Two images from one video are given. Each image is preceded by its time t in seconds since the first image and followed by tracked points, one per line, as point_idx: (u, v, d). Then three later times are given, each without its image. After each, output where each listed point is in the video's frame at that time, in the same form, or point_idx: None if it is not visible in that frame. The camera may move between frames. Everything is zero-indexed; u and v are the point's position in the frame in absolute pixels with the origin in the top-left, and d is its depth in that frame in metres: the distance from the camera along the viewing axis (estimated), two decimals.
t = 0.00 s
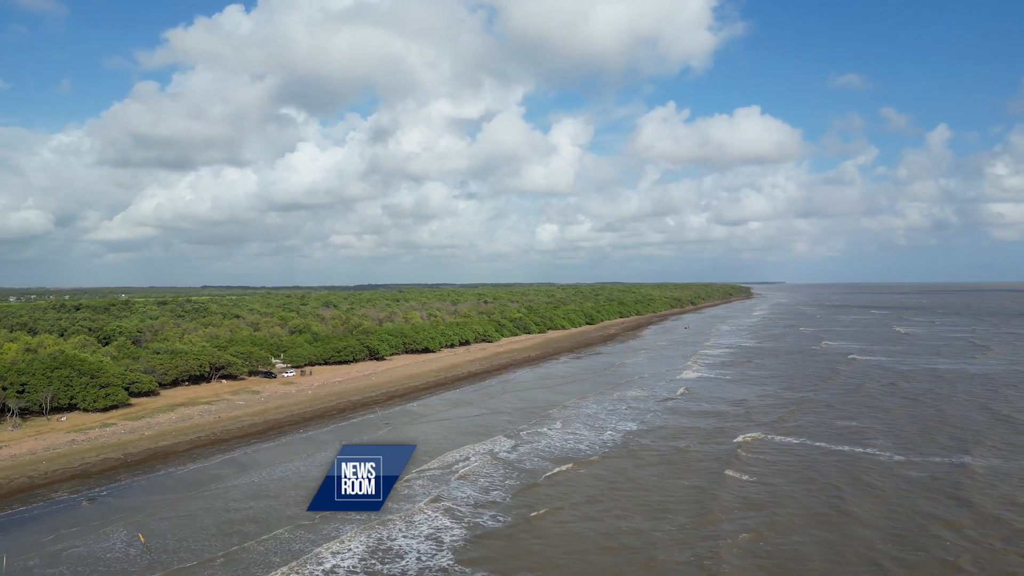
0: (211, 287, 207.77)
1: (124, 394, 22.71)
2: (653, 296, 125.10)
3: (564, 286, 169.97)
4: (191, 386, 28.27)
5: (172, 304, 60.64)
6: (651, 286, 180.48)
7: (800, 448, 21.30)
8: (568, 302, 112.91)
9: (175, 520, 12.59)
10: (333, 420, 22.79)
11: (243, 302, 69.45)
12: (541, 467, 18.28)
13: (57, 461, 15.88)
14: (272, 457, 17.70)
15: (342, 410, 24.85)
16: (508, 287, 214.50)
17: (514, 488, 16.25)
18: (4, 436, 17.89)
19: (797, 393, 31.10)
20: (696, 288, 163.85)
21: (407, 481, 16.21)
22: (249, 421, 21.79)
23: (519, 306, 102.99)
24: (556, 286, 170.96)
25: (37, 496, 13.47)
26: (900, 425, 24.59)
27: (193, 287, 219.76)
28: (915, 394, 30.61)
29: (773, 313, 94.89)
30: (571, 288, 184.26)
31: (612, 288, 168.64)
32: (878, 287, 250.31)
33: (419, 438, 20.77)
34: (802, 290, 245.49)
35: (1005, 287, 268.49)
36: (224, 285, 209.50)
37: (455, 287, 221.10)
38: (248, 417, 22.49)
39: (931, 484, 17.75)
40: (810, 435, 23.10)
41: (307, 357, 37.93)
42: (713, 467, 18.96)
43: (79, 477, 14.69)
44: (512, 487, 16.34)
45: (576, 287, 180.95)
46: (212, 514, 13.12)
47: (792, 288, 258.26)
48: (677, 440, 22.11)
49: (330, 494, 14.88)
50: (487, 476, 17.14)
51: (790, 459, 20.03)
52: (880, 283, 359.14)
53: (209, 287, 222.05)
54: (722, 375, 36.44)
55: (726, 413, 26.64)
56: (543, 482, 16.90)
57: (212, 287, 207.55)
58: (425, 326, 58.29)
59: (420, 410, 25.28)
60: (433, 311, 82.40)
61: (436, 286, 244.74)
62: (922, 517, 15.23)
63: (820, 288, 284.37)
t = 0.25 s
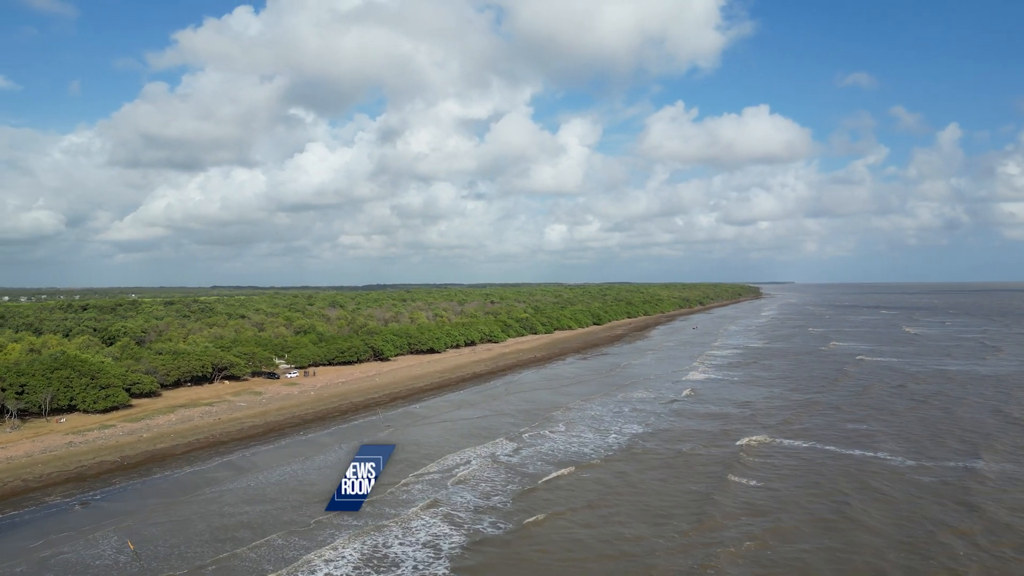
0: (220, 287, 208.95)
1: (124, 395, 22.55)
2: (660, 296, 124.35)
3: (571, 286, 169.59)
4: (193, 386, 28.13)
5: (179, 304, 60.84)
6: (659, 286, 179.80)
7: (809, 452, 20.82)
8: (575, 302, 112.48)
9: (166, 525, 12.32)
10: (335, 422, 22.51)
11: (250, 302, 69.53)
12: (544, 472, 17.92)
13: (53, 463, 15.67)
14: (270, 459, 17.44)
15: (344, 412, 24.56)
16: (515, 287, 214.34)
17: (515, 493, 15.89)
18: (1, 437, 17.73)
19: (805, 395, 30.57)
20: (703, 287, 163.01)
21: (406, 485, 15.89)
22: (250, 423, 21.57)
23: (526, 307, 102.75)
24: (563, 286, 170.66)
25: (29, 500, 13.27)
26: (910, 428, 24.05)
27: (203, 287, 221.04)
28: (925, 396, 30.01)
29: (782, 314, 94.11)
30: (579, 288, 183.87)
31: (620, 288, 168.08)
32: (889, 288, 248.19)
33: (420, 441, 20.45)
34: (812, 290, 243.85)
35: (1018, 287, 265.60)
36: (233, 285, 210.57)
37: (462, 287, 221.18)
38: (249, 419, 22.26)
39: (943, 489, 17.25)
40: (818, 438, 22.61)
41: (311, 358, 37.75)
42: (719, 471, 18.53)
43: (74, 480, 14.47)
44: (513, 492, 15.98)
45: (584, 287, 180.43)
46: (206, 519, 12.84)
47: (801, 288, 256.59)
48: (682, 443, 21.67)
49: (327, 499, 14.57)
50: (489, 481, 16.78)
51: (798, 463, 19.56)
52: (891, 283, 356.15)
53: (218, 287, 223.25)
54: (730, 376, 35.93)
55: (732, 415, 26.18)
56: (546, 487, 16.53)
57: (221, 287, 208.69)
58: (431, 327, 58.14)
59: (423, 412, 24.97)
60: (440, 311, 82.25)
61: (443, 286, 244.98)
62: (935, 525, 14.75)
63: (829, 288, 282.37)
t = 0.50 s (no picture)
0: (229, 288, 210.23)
1: (124, 396, 22.43)
2: (668, 296, 123.86)
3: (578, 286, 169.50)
4: (195, 387, 28.01)
5: (186, 305, 60.98)
6: (667, 286, 179.61)
7: (817, 456, 20.35)
8: (583, 302, 112.11)
9: (158, 530, 12.10)
10: (336, 424, 22.26)
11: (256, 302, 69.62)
12: (545, 476, 17.58)
13: (48, 466, 15.49)
14: (268, 461, 17.19)
15: (346, 413, 24.30)
16: (522, 287, 214.36)
17: (515, 498, 15.56)
18: None
19: (813, 396, 30.05)
20: (712, 287, 162.54)
21: (405, 490, 15.58)
22: (250, 425, 21.35)
23: (533, 307, 102.47)
24: (571, 287, 170.59)
25: (21, 503, 13.10)
26: (921, 431, 23.52)
27: (212, 287, 222.24)
28: (936, 398, 29.42)
29: (791, 314, 93.25)
30: (586, 288, 183.36)
31: (628, 288, 167.44)
32: (899, 288, 246.03)
33: (421, 443, 20.15)
34: (821, 290, 242.08)
35: None
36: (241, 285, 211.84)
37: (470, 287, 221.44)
38: (249, 421, 22.05)
39: (955, 495, 16.78)
40: (826, 441, 22.15)
41: (315, 358, 37.60)
42: (725, 476, 18.12)
43: (67, 483, 14.29)
44: (514, 497, 15.64)
45: (591, 287, 180.20)
46: (199, 524, 12.59)
47: (810, 288, 255.53)
48: (687, 447, 21.26)
49: (323, 504, 14.29)
50: (489, 486, 16.45)
51: (806, 468, 19.12)
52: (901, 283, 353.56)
53: (227, 287, 224.35)
54: (737, 378, 35.43)
55: (739, 417, 25.72)
56: (547, 491, 16.18)
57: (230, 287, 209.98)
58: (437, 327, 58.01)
59: (425, 414, 24.68)
60: (446, 311, 82.17)
61: (451, 286, 245.09)
62: (946, 532, 14.33)
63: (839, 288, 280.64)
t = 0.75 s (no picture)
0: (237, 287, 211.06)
1: (124, 397, 22.29)
2: (676, 296, 123.29)
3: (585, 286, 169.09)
4: (197, 388, 27.86)
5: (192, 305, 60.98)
6: (675, 286, 179.02)
7: (825, 460, 19.89)
8: (589, 302, 111.65)
9: (149, 536, 11.87)
10: (336, 426, 21.99)
11: (262, 302, 69.60)
12: (547, 480, 17.22)
13: (43, 469, 15.28)
14: (266, 464, 16.94)
15: (347, 415, 24.03)
16: (529, 287, 214.16)
17: (515, 504, 15.23)
18: None
19: (821, 398, 29.52)
20: (720, 288, 161.85)
21: (403, 494, 15.26)
22: (250, 427, 21.13)
23: (539, 307, 102.15)
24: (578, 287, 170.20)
25: (13, 507, 12.90)
26: (932, 434, 22.99)
27: (221, 287, 223.40)
28: (947, 400, 28.81)
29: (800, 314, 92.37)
30: (593, 288, 182.85)
31: (635, 288, 166.74)
32: (910, 288, 243.77)
33: (422, 447, 19.83)
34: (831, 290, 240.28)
35: None
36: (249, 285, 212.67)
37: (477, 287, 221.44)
38: (249, 422, 21.82)
39: (967, 501, 16.30)
40: (834, 445, 21.66)
41: (319, 359, 37.41)
42: (731, 481, 17.69)
43: (61, 487, 14.09)
44: (515, 502, 15.29)
45: (598, 287, 179.71)
46: (191, 530, 12.32)
47: (820, 288, 254.02)
48: (693, 450, 20.83)
49: (319, 509, 13.99)
50: (489, 491, 16.10)
51: (814, 472, 18.67)
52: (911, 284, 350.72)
53: (236, 287, 225.33)
54: (744, 379, 34.91)
55: (745, 420, 25.25)
56: (549, 497, 15.83)
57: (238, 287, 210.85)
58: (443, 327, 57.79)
59: (427, 416, 24.36)
60: (452, 311, 81.97)
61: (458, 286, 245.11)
62: (956, 539, 13.92)
63: (848, 288, 278.70)
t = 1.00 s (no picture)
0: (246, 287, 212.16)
1: (124, 398, 22.12)
2: (684, 296, 122.84)
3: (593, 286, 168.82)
4: (199, 389, 27.71)
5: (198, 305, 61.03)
6: (683, 286, 178.51)
7: (834, 464, 19.44)
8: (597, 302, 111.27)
9: (139, 542, 11.63)
10: (337, 428, 21.72)
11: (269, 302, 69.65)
12: (550, 485, 16.86)
13: (37, 471, 15.07)
14: (263, 467, 16.68)
15: (348, 417, 23.74)
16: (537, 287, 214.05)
17: (517, 510, 14.88)
18: None
19: (830, 401, 28.99)
20: (729, 288, 161.26)
21: (402, 499, 14.93)
22: (249, 429, 20.89)
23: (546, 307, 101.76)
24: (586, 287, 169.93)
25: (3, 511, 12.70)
26: (943, 437, 22.48)
27: (230, 287, 224.74)
28: (958, 403, 28.24)
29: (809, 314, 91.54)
30: (601, 288, 182.31)
31: (643, 288, 165.84)
32: (921, 287, 241.33)
33: (423, 452, 19.53)
34: (841, 290, 238.51)
35: None
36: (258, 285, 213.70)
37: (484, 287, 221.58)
38: (249, 424, 21.59)
39: (980, 507, 15.85)
40: (842, 448, 21.21)
41: (323, 359, 37.22)
42: (736, 486, 17.29)
43: (54, 490, 13.88)
44: (516, 508, 14.95)
45: (606, 287, 179.36)
46: (183, 536, 12.08)
47: (830, 288, 252.49)
48: (698, 454, 20.42)
49: (315, 514, 13.72)
50: (490, 496, 15.75)
51: (822, 477, 18.25)
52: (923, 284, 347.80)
53: (245, 287, 226.24)
54: (751, 381, 34.42)
55: (752, 422, 24.80)
56: (551, 503, 15.45)
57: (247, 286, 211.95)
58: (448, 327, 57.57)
59: (429, 418, 24.08)
60: (458, 311, 81.83)
61: (465, 286, 245.01)
62: (967, 549, 13.49)
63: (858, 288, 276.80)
